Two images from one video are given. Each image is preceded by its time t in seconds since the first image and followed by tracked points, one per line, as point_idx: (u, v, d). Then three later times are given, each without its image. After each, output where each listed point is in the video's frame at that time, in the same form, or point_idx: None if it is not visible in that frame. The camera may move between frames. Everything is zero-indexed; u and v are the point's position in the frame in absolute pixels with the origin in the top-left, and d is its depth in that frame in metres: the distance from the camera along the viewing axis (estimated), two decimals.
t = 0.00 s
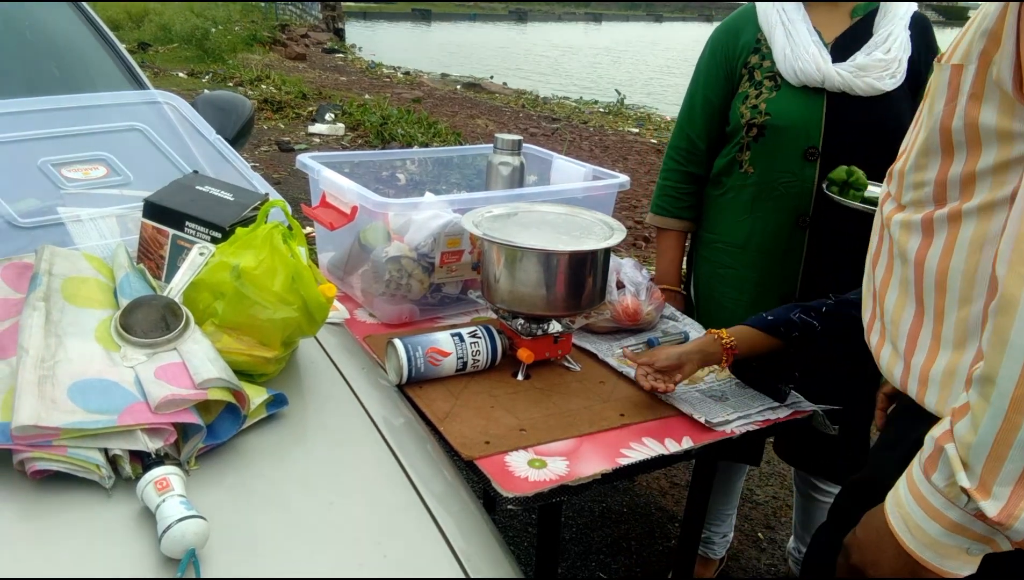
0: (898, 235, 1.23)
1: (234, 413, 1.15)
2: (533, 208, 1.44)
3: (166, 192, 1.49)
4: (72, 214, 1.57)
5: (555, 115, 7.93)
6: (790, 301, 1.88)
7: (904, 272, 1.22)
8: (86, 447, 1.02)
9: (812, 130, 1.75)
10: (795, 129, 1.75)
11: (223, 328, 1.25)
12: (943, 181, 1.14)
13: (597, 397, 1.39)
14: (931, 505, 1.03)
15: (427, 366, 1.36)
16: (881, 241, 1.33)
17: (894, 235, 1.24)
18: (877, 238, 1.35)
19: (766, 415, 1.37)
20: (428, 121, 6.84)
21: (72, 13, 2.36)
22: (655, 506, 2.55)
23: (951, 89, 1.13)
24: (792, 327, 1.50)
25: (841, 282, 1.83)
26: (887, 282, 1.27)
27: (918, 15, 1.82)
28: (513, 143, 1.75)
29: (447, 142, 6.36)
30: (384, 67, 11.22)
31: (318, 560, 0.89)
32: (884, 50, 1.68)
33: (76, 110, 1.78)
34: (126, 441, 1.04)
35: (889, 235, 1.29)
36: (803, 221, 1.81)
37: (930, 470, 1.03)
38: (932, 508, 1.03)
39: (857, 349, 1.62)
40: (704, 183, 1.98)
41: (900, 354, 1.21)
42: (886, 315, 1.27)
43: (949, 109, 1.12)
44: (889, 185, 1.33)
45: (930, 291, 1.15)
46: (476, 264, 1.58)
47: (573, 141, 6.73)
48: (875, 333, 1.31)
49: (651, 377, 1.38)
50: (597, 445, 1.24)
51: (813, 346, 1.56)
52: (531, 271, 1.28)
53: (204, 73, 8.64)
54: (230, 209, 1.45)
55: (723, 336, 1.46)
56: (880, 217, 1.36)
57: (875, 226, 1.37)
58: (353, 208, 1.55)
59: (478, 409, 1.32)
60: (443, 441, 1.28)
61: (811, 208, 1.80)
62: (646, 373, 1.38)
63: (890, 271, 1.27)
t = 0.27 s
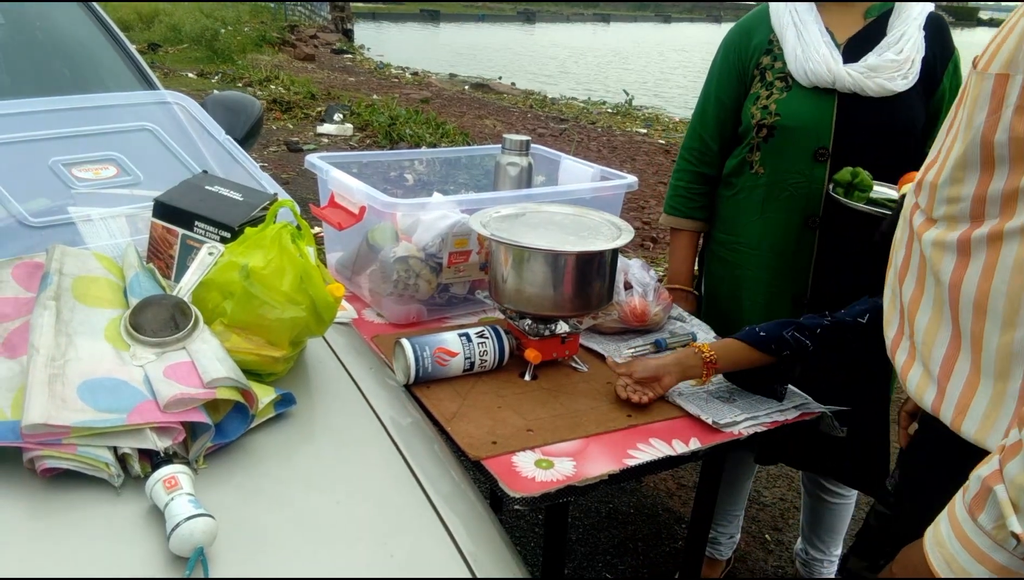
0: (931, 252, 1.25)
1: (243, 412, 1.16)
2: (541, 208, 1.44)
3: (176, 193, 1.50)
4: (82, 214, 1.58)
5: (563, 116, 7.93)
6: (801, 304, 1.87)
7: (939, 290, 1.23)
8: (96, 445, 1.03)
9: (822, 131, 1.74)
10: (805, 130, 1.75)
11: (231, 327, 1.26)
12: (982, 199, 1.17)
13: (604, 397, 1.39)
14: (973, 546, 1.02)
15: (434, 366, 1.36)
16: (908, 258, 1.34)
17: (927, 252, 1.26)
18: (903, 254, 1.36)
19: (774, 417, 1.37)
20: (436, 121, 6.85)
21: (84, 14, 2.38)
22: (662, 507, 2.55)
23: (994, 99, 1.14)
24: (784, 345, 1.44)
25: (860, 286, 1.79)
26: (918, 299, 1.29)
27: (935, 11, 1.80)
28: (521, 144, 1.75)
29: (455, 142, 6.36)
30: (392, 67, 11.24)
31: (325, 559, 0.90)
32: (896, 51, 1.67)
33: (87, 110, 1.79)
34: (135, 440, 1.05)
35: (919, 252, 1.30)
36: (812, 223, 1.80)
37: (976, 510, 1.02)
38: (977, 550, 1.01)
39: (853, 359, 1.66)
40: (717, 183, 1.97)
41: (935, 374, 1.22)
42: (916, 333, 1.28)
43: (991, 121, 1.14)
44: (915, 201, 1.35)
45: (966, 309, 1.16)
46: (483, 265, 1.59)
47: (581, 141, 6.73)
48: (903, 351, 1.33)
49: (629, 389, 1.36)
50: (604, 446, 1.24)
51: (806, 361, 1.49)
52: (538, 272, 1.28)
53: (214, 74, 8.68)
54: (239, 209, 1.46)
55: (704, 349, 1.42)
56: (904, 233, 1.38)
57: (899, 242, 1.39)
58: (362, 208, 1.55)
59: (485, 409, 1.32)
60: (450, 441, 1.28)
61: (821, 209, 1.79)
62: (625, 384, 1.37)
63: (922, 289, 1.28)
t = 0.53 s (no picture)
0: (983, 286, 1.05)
1: (240, 412, 1.16)
2: (538, 208, 1.44)
3: (172, 193, 1.50)
4: (78, 214, 1.58)
5: (561, 116, 7.92)
6: (799, 304, 1.86)
7: (993, 329, 1.05)
8: (93, 446, 1.03)
9: (819, 131, 1.74)
10: (801, 130, 1.75)
11: (228, 328, 1.25)
12: None
13: (602, 397, 1.39)
14: None
15: (432, 366, 1.36)
16: (949, 286, 1.15)
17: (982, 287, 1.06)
18: (942, 283, 1.17)
19: (771, 416, 1.37)
20: (433, 122, 6.85)
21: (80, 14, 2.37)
22: (659, 507, 2.55)
23: None
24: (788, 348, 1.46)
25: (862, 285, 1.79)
26: (963, 332, 1.11)
27: (931, 10, 1.80)
28: (518, 144, 1.75)
29: (453, 143, 6.36)
30: (389, 67, 11.24)
31: (323, 560, 0.89)
32: (891, 51, 1.67)
33: (83, 110, 1.79)
34: (132, 441, 1.05)
35: (964, 282, 1.11)
36: (809, 222, 1.80)
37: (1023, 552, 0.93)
38: None
39: (849, 362, 1.70)
40: (715, 183, 1.96)
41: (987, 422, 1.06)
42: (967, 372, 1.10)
43: None
44: (956, 225, 1.16)
45: None
46: (481, 265, 1.59)
47: (578, 142, 6.73)
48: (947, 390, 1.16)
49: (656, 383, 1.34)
50: (602, 446, 1.23)
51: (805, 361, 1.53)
52: (535, 272, 1.28)
53: (211, 74, 8.67)
54: (237, 210, 1.46)
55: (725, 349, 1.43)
56: (941, 256, 1.19)
57: (936, 265, 1.20)
58: (359, 208, 1.55)
59: (482, 409, 1.32)
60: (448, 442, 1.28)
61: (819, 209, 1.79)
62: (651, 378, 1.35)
63: (974, 323, 1.09)
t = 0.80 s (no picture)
0: None
1: (240, 412, 1.16)
2: (539, 209, 1.44)
3: (173, 193, 1.50)
4: (79, 214, 1.58)
5: (561, 116, 7.92)
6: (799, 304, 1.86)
7: None
8: (94, 447, 1.03)
9: (816, 131, 1.74)
10: (799, 130, 1.75)
11: (229, 328, 1.25)
12: None
13: (603, 398, 1.39)
14: None
15: (432, 367, 1.36)
16: (984, 311, 1.13)
17: None
18: (977, 306, 1.15)
19: (772, 417, 1.37)
20: (434, 122, 6.85)
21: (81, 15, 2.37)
22: (660, 507, 2.55)
23: None
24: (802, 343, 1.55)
25: (857, 283, 1.81)
26: (1000, 361, 1.10)
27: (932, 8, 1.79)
28: (518, 144, 1.75)
29: (453, 143, 6.36)
30: (390, 67, 11.23)
31: (324, 561, 0.89)
32: (888, 50, 1.67)
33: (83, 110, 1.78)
34: (133, 441, 1.05)
35: (1002, 310, 1.09)
36: (806, 222, 1.80)
37: None
38: None
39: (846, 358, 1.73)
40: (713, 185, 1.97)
41: None
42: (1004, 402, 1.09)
43: None
44: (993, 247, 1.13)
45: None
46: (482, 265, 1.59)
47: (579, 142, 6.72)
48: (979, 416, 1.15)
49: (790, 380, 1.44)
50: (602, 447, 1.23)
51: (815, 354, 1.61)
52: (536, 272, 1.28)
53: (211, 75, 8.67)
54: (237, 210, 1.46)
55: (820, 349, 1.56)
56: (976, 279, 1.16)
57: (969, 287, 1.17)
58: (360, 208, 1.55)
59: (483, 410, 1.32)
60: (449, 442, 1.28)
61: (815, 208, 1.79)
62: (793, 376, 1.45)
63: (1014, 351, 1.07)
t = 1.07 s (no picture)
0: None
1: (236, 415, 1.15)
2: (535, 210, 1.45)
3: (168, 195, 1.50)
4: (74, 216, 1.57)
5: (557, 119, 7.94)
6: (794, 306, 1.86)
7: None
8: (89, 449, 1.02)
9: (806, 132, 1.75)
10: (789, 132, 1.75)
11: (225, 330, 1.25)
12: None
13: (599, 399, 1.39)
14: None
15: (428, 368, 1.36)
16: (990, 315, 1.15)
17: None
18: (984, 310, 1.16)
19: (768, 418, 1.37)
20: (430, 124, 6.85)
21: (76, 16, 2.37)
22: (656, 509, 2.55)
23: None
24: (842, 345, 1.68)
25: (851, 281, 1.81)
26: (1005, 366, 1.10)
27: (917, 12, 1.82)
28: (514, 146, 1.76)
29: (449, 145, 6.36)
30: (386, 70, 11.23)
31: (323, 563, 0.89)
32: (878, 51, 1.68)
33: (79, 111, 1.78)
34: (128, 444, 1.05)
35: (1007, 314, 1.10)
36: (796, 223, 1.80)
37: None
38: None
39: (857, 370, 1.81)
40: (705, 186, 1.97)
41: None
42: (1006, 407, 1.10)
43: None
44: (1001, 252, 1.15)
45: None
46: (478, 267, 1.59)
47: (575, 144, 6.73)
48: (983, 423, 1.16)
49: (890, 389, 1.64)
50: (598, 448, 1.23)
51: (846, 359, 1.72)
52: (532, 273, 1.28)
53: (207, 77, 8.66)
54: (233, 212, 1.46)
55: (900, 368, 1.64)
56: (983, 284, 1.18)
57: (977, 292, 1.19)
58: (356, 210, 1.55)
59: (478, 411, 1.31)
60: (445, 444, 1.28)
61: (805, 208, 1.80)
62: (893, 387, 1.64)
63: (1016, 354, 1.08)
